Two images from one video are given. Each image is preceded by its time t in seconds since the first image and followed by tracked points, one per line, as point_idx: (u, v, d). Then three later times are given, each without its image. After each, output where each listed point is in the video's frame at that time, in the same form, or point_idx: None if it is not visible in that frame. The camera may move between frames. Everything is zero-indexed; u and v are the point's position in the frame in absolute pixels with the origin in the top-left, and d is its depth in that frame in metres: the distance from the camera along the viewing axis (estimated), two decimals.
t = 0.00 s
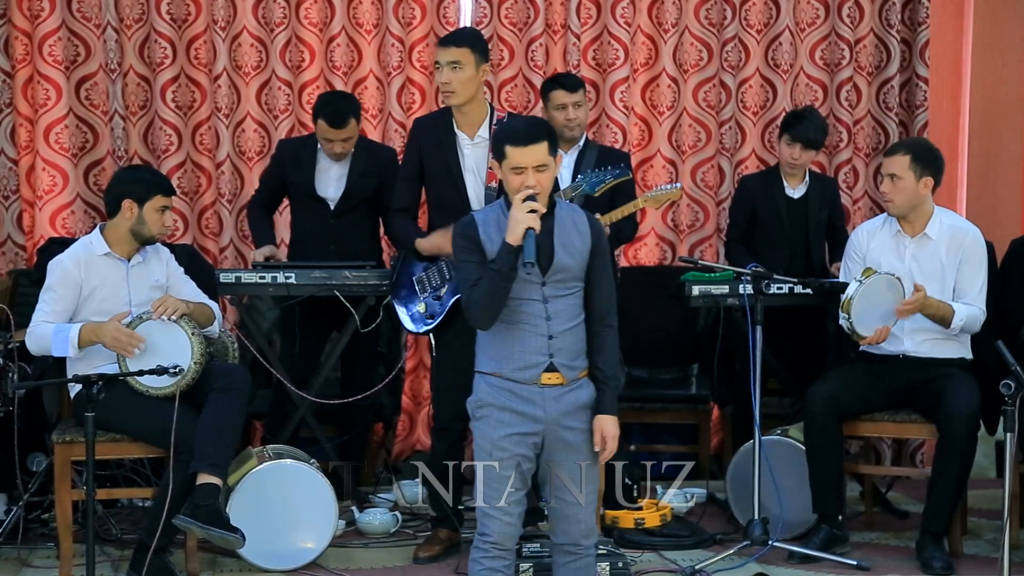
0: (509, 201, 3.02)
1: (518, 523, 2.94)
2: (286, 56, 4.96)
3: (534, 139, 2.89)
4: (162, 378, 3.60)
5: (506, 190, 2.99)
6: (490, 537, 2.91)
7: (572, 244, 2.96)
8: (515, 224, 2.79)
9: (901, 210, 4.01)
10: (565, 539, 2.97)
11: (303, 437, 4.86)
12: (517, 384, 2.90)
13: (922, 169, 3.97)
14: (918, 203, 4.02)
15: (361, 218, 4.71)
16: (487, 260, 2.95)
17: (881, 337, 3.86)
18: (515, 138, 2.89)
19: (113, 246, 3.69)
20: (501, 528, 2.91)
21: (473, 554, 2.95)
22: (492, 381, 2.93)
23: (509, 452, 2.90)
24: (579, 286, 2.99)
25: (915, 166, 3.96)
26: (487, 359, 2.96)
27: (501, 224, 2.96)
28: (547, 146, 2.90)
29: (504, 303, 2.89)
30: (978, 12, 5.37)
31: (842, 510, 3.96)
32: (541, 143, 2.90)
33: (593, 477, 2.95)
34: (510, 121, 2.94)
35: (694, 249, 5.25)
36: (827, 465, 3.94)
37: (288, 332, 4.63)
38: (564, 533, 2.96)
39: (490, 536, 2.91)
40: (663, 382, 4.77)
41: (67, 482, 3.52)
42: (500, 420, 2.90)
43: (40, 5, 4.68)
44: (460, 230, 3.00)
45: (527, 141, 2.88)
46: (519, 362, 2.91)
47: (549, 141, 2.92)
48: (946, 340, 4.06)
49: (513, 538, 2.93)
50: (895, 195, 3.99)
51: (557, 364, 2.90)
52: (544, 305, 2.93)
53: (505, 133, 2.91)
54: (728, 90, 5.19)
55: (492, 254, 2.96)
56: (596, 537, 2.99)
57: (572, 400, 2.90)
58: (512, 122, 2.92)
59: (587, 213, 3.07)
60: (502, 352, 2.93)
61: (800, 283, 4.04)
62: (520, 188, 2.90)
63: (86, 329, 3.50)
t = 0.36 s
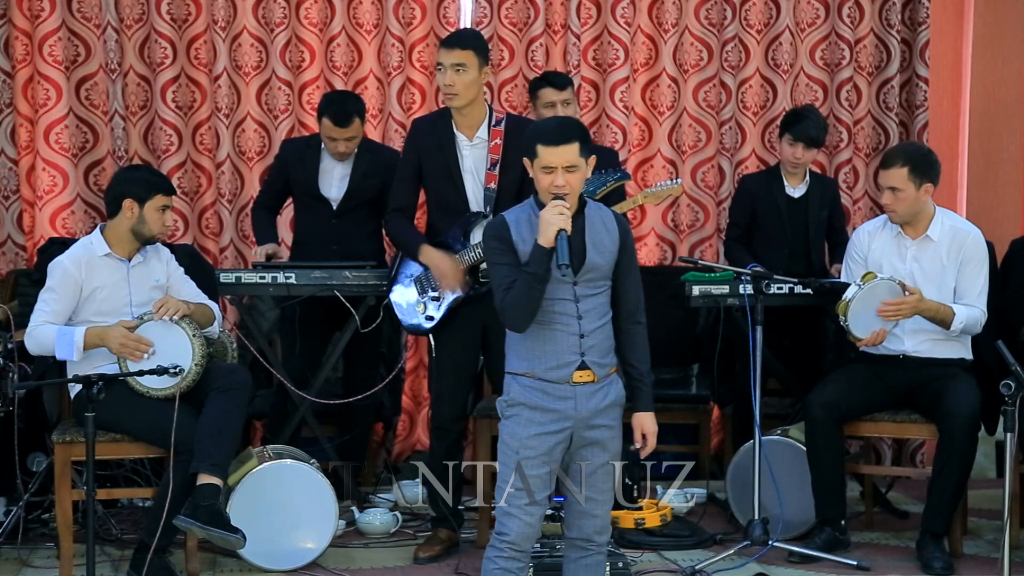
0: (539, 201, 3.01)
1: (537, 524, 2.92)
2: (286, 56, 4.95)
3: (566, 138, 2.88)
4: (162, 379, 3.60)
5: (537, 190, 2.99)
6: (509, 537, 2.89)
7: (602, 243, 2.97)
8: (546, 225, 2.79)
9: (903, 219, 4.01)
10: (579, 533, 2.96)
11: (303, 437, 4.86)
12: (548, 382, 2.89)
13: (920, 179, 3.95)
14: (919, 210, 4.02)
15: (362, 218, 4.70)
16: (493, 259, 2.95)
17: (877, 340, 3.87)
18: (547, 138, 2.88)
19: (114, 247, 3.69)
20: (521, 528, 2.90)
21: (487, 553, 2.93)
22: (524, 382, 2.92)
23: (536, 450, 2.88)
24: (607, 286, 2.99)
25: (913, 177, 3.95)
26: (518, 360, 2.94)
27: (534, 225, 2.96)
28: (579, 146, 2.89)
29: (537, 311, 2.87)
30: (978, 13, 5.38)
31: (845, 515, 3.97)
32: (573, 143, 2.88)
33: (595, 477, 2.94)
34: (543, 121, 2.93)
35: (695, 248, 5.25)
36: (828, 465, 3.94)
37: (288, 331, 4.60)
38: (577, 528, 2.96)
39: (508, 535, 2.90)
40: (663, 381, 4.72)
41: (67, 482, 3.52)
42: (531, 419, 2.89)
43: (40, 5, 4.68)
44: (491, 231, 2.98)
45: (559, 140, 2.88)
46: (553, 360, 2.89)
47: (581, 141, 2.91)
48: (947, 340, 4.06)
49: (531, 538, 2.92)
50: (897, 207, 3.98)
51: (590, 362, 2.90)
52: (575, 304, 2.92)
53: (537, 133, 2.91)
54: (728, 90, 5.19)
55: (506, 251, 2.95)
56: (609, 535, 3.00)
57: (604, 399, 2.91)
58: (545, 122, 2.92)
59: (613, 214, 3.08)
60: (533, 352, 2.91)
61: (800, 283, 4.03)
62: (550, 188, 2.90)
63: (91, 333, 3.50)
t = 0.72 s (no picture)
0: (545, 200, 3.00)
1: (538, 525, 2.92)
2: (286, 56, 4.95)
3: (572, 136, 2.89)
4: (162, 379, 3.60)
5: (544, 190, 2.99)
6: (508, 537, 2.89)
7: (607, 244, 2.97)
8: (560, 223, 2.77)
9: (936, 213, 4.00)
10: (579, 534, 2.96)
11: (303, 437, 4.86)
12: (550, 383, 2.88)
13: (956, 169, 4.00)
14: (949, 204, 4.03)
15: (363, 218, 4.70)
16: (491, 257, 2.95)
17: (883, 335, 3.86)
18: (556, 133, 2.89)
19: (114, 247, 3.69)
20: (521, 528, 2.89)
21: (487, 553, 2.93)
22: (524, 382, 2.91)
23: (537, 451, 2.88)
24: (609, 288, 2.99)
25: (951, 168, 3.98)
26: (519, 359, 2.93)
27: (541, 225, 2.95)
28: (586, 142, 2.90)
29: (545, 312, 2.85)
30: (979, 13, 5.38)
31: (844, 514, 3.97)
32: (580, 139, 2.89)
33: (595, 477, 2.94)
34: (550, 118, 2.94)
35: (695, 248, 5.24)
36: (827, 465, 3.94)
37: (288, 331, 4.60)
38: (577, 529, 2.96)
39: (507, 536, 2.89)
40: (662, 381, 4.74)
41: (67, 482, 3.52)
42: (531, 419, 2.89)
43: (40, 5, 4.68)
44: (497, 228, 2.97)
45: (566, 136, 2.89)
46: (554, 361, 2.89)
47: (589, 139, 2.92)
48: (946, 339, 4.07)
49: (531, 539, 2.91)
50: (933, 199, 3.98)
51: (590, 362, 2.90)
52: (579, 305, 2.92)
53: (546, 127, 2.92)
54: (728, 90, 5.19)
55: (510, 248, 2.95)
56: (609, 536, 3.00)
57: (604, 399, 2.91)
58: (554, 117, 2.92)
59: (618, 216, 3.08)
60: (536, 351, 2.90)
61: (800, 284, 4.03)
62: (559, 182, 2.89)
63: (87, 329, 3.50)
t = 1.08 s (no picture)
0: (536, 200, 2.99)
1: (528, 525, 2.93)
2: (286, 56, 4.95)
3: (568, 133, 2.88)
4: (162, 379, 3.60)
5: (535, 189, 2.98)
6: (499, 538, 2.90)
7: (597, 247, 2.95)
8: (554, 230, 2.74)
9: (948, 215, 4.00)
10: (572, 537, 2.98)
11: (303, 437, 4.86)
12: (534, 383, 2.88)
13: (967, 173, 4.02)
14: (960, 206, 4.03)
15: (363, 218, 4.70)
16: (491, 257, 2.94)
17: (887, 333, 3.86)
18: (551, 130, 2.89)
19: (113, 246, 3.69)
20: (512, 529, 2.90)
21: (481, 554, 2.93)
22: (508, 381, 2.91)
23: (523, 451, 2.89)
24: (596, 290, 2.97)
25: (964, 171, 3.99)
26: (504, 358, 2.93)
27: (530, 224, 2.95)
28: (581, 140, 2.90)
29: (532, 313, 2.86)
30: (979, 13, 5.38)
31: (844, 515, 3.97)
32: (575, 136, 2.89)
33: (593, 477, 2.95)
34: (545, 116, 2.94)
35: (695, 248, 5.24)
36: (826, 465, 3.94)
37: (288, 331, 4.59)
38: (570, 531, 2.97)
39: (499, 538, 2.90)
40: (663, 381, 4.75)
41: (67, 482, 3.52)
42: (516, 419, 2.89)
43: (40, 5, 4.68)
44: (486, 227, 2.96)
45: (561, 134, 2.88)
46: (538, 361, 2.88)
47: (583, 137, 2.92)
48: (946, 338, 4.07)
49: (522, 539, 2.92)
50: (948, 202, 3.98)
51: (575, 363, 2.89)
52: (565, 305, 2.91)
53: (540, 125, 2.91)
54: (728, 90, 5.20)
55: (497, 247, 2.94)
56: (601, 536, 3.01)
57: (589, 399, 2.90)
58: (548, 116, 2.92)
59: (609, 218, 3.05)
60: (521, 351, 2.90)
61: (800, 283, 4.03)
62: (554, 179, 2.89)
63: (89, 330, 3.50)
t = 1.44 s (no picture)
0: (532, 197, 2.99)
1: (526, 525, 2.92)
2: (286, 56, 4.95)
3: (565, 136, 2.88)
4: (162, 378, 3.59)
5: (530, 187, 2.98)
6: (497, 538, 2.89)
7: (593, 244, 2.96)
8: (549, 242, 2.75)
9: (948, 214, 4.00)
10: (569, 537, 2.98)
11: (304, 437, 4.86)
12: (530, 382, 2.88)
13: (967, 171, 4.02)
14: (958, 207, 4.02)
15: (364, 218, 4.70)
16: (486, 256, 2.95)
17: (887, 332, 3.86)
18: (547, 133, 2.88)
19: (113, 246, 3.69)
20: (509, 528, 2.90)
21: (478, 554, 2.93)
22: (505, 381, 2.91)
23: (520, 451, 2.89)
24: (593, 288, 2.97)
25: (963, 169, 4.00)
26: (501, 358, 2.93)
27: (526, 222, 2.95)
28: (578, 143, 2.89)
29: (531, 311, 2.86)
30: (979, 13, 5.38)
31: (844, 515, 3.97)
32: (572, 139, 2.88)
33: (592, 477, 2.95)
34: (540, 119, 2.93)
35: (695, 248, 5.24)
36: (827, 465, 3.94)
37: (288, 330, 4.58)
38: (568, 531, 2.97)
39: (496, 537, 2.90)
40: (663, 381, 4.75)
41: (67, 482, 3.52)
42: (513, 419, 2.89)
43: (40, 5, 4.68)
44: (483, 226, 2.97)
45: (557, 137, 2.87)
46: (535, 360, 2.88)
47: (579, 139, 2.92)
48: (947, 338, 4.07)
49: (521, 539, 2.92)
50: (947, 199, 3.98)
51: (572, 363, 2.89)
52: (563, 303, 2.91)
53: (537, 127, 2.90)
54: (728, 90, 5.20)
55: (491, 247, 2.95)
56: (600, 536, 3.01)
57: (586, 399, 2.90)
58: (544, 118, 2.91)
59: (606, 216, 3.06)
60: (518, 351, 2.90)
61: (800, 283, 4.03)
62: (548, 184, 2.89)
63: (84, 326, 3.50)
